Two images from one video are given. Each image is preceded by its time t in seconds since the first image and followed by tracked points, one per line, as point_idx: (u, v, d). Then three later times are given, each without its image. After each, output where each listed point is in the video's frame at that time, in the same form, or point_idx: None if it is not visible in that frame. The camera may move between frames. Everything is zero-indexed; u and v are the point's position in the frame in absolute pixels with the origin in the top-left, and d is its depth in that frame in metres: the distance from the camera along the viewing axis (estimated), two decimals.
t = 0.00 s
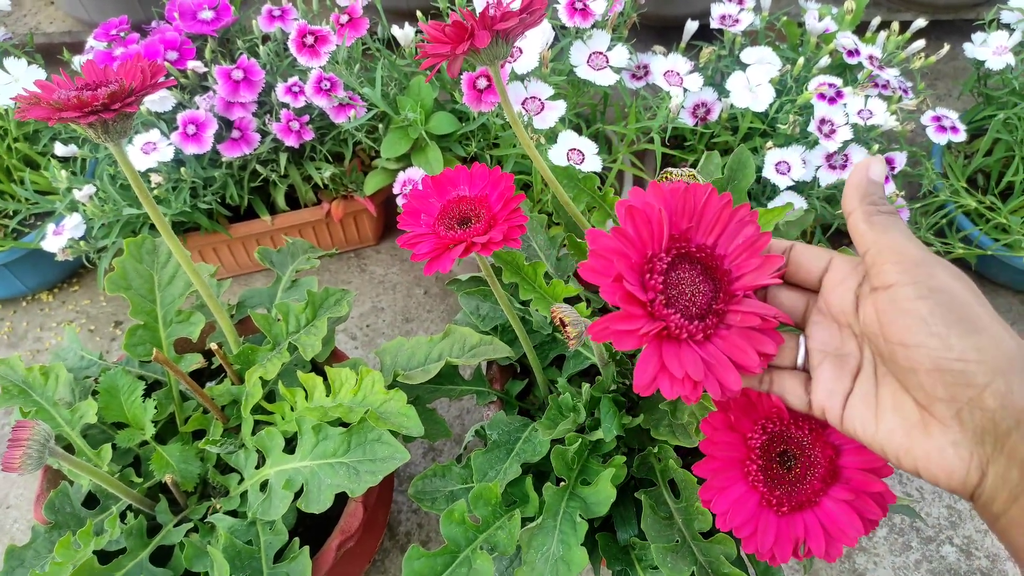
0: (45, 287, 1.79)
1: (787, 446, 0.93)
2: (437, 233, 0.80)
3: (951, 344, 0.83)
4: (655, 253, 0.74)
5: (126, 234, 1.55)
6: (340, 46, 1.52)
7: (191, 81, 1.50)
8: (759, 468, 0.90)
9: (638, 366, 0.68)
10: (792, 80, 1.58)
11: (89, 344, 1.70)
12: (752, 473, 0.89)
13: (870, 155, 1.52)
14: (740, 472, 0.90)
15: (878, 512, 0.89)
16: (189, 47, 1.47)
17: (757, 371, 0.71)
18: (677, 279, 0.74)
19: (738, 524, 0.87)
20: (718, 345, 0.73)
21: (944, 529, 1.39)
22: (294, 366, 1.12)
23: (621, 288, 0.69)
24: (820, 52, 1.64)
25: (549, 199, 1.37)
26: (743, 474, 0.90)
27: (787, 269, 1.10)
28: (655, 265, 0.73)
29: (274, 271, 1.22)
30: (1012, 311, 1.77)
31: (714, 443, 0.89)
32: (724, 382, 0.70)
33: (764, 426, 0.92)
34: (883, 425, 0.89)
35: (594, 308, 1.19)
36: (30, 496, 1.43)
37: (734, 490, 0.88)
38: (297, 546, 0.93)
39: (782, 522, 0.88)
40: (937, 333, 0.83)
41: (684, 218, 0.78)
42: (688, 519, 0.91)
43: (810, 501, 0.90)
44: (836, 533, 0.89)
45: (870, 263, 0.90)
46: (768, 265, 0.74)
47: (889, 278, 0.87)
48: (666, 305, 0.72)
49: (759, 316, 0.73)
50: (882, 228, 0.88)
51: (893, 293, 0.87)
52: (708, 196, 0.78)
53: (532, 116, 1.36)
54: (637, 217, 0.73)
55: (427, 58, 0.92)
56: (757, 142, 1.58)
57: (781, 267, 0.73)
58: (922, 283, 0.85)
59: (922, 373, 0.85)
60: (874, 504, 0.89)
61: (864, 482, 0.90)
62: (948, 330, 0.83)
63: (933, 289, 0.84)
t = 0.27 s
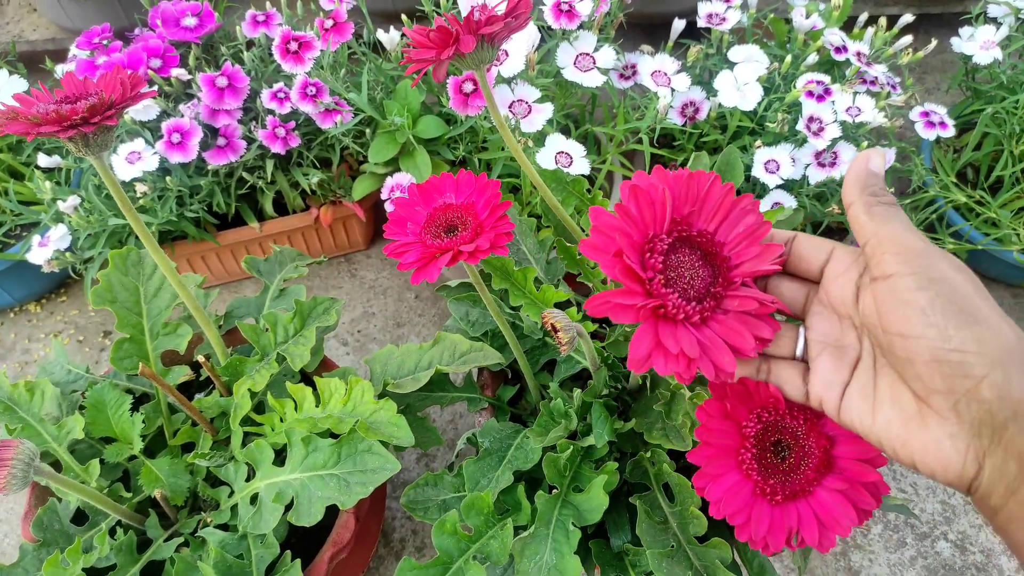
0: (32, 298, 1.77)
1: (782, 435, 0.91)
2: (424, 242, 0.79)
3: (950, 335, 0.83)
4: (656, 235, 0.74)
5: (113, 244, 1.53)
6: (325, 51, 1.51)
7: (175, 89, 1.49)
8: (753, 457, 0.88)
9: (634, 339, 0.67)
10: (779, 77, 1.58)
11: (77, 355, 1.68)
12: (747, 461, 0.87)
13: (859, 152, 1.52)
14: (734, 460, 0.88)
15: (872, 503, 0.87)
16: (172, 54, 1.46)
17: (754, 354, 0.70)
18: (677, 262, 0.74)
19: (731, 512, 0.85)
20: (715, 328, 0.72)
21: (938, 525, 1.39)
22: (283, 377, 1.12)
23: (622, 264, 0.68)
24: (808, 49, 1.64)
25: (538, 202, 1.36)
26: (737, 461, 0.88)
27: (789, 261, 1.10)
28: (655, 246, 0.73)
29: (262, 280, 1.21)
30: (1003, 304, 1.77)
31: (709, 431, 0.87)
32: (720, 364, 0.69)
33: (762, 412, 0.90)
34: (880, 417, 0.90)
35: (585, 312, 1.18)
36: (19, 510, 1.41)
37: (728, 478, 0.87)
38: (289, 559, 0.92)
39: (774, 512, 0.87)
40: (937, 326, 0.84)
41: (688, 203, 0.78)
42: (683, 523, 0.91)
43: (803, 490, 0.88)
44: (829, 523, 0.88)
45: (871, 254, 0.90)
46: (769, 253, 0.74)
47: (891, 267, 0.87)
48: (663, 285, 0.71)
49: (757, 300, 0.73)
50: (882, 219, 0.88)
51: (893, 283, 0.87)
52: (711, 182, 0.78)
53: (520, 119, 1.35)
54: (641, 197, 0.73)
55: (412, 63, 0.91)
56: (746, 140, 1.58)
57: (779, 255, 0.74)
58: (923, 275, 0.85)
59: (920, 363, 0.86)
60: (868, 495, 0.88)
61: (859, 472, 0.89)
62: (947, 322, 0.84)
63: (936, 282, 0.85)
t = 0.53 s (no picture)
0: (18, 299, 1.74)
1: (790, 408, 0.86)
2: (419, 245, 0.77)
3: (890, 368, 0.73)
4: (615, 178, 0.69)
5: (101, 245, 1.51)
6: (315, 48, 1.49)
7: (162, 87, 1.46)
8: (761, 423, 0.83)
9: (607, 265, 0.60)
10: (775, 74, 1.57)
11: (66, 357, 1.66)
12: (755, 428, 0.82)
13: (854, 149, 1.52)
14: (741, 426, 0.82)
15: (876, 484, 0.83)
16: (159, 52, 1.44)
17: (728, 263, 0.62)
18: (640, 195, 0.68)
19: (734, 473, 0.79)
20: (686, 253, 0.65)
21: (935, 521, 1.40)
22: (276, 381, 1.10)
23: (586, 199, 0.63)
24: (803, 45, 1.63)
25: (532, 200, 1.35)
26: (744, 428, 0.82)
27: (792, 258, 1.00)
28: (615, 185, 0.68)
29: (253, 282, 1.19)
30: (997, 300, 1.77)
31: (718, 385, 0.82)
32: (696, 279, 0.61)
33: (773, 381, 0.86)
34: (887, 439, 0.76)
35: (581, 312, 1.17)
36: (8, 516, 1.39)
37: (735, 440, 0.81)
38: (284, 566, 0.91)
39: (775, 482, 0.81)
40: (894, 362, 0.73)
41: (640, 150, 0.73)
42: (685, 523, 0.89)
43: (807, 464, 0.83)
44: (832, 500, 0.82)
45: (860, 274, 0.74)
46: (727, 178, 0.69)
47: (897, 304, 0.72)
48: (629, 216, 0.64)
49: (722, 216, 0.66)
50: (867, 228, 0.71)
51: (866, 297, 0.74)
52: (658, 127, 0.72)
53: (514, 117, 1.34)
54: (595, 148, 0.69)
55: (405, 62, 0.89)
56: (741, 137, 1.57)
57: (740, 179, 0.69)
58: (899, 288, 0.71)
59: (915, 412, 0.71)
60: (873, 476, 0.83)
61: (862, 452, 0.84)
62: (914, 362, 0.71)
63: (915, 299, 0.71)
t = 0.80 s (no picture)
0: (9, 300, 1.72)
1: (789, 339, 0.74)
2: (416, 249, 0.76)
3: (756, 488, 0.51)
4: (619, 173, 0.67)
5: (92, 246, 1.49)
6: (309, 46, 1.47)
7: (154, 84, 1.44)
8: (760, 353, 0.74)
9: (608, 263, 0.59)
10: (773, 70, 1.55)
11: (57, 358, 1.64)
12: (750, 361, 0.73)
13: (853, 146, 1.51)
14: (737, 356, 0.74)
15: (881, 404, 0.71)
16: (150, 49, 1.42)
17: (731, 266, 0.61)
18: (643, 190, 0.66)
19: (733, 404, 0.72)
20: (690, 252, 0.63)
21: (932, 520, 1.40)
22: (271, 384, 1.09)
23: (589, 195, 0.62)
24: (801, 40, 1.61)
25: (529, 199, 1.34)
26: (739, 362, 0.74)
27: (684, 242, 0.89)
28: (620, 180, 0.66)
29: (247, 284, 1.17)
30: (994, 296, 1.77)
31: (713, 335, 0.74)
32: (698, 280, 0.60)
33: (760, 317, 0.76)
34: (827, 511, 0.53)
35: (579, 313, 1.16)
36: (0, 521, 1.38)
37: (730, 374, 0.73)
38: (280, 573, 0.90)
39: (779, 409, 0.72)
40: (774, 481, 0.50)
41: (645, 145, 0.70)
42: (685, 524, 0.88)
43: (812, 390, 0.72)
44: (838, 426, 0.72)
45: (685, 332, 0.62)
46: (732, 177, 0.67)
47: (641, 330, 0.63)
48: (632, 213, 0.63)
49: (727, 215, 0.64)
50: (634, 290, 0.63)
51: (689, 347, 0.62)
52: (664, 123, 0.70)
53: (511, 115, 1.32)
54: (599, 142, 0.67)
55: (400, 60, 0.87)
56: (739, 134, 1.56)
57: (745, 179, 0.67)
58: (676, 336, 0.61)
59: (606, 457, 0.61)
60: (875, 396, 0.72)
61: (863, 375, 0.73)
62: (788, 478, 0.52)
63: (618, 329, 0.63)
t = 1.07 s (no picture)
0: (11, 293, 1.71)
1: (794, 342, 0.74)
2: (418, 249, 0.76)
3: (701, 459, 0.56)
4: (622, 176, 0.65)
5: (93, 240, 1.48)
6: (311, 39, 1.46)
7: (154, 78, 1.43)
8: (768, 356, 0.72)
9: (612, 270, 0.57)
10: (781, 65, 1.54)
11: (59, 353, 1.64)
12: (761, 360, 0.71)
13: (861, 143, 1.49)
14: (745, 358, 0.72)
15: (889, 405, 0.71)
16: (151, 42, 1.40)
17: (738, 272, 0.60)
18: (648, 194, 0.64)
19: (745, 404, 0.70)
20: (694, 257, 0.62)
21: (937, 520, 1.39)
22: (273, 382, 1.08)
23: (592, 199, 0.60)
24: (809, 35, 1.59)
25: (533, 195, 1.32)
26: (750, 360, 0.72)
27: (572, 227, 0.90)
28: (623, 183, 0.64)
29: (249, 281, 1.17)
30: (1002, 294, 1.76)
31: (721, 334, 0.73)
32: (704, 286, 0.58)
33: (770, 314, 0.75)
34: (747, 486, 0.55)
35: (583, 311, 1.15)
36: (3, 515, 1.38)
37: (741, 372, 0.71)
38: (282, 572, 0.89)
39: (789, 413, 0.71)
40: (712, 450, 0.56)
41: (648, 147, 0.69)
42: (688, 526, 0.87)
43: (819, 392, 0.72)
44: (847, 426, 0.72)
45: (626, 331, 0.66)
46: (737, 180, 0.66)
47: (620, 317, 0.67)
48: (636, 217, 0.61)
49: (732, 220, 0.63)
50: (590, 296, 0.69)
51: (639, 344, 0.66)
52: (668, 124, 0.69)
53: (515, 111, 1.31)
54: (602, 143, 0.65)
55: (404, 56, 0.86)
56: (745, 130, 1.54)
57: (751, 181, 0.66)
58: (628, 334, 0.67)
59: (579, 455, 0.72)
60: (883, 396, 0.72)
61: (870, 375, 0.72)
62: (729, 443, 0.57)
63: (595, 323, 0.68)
